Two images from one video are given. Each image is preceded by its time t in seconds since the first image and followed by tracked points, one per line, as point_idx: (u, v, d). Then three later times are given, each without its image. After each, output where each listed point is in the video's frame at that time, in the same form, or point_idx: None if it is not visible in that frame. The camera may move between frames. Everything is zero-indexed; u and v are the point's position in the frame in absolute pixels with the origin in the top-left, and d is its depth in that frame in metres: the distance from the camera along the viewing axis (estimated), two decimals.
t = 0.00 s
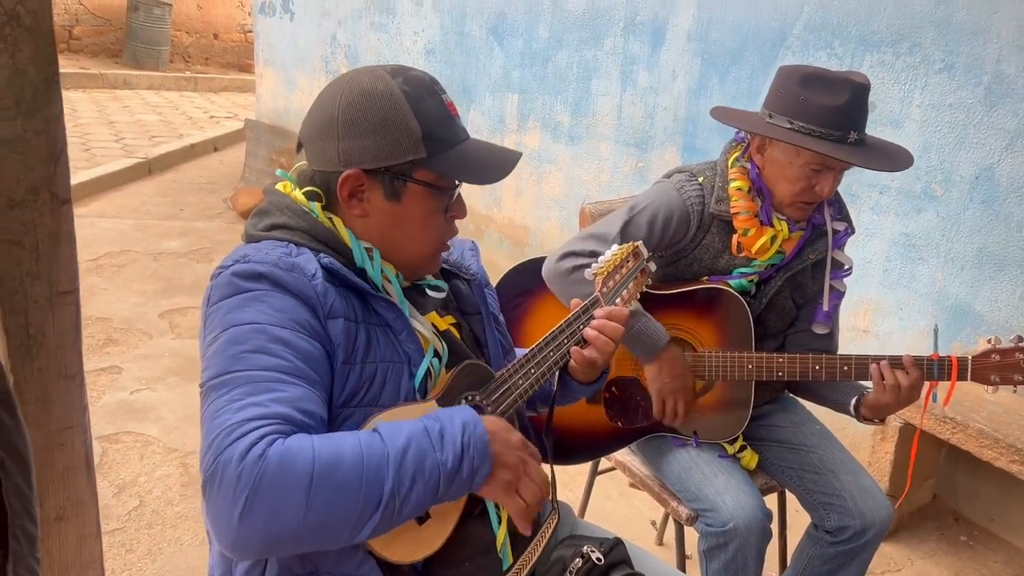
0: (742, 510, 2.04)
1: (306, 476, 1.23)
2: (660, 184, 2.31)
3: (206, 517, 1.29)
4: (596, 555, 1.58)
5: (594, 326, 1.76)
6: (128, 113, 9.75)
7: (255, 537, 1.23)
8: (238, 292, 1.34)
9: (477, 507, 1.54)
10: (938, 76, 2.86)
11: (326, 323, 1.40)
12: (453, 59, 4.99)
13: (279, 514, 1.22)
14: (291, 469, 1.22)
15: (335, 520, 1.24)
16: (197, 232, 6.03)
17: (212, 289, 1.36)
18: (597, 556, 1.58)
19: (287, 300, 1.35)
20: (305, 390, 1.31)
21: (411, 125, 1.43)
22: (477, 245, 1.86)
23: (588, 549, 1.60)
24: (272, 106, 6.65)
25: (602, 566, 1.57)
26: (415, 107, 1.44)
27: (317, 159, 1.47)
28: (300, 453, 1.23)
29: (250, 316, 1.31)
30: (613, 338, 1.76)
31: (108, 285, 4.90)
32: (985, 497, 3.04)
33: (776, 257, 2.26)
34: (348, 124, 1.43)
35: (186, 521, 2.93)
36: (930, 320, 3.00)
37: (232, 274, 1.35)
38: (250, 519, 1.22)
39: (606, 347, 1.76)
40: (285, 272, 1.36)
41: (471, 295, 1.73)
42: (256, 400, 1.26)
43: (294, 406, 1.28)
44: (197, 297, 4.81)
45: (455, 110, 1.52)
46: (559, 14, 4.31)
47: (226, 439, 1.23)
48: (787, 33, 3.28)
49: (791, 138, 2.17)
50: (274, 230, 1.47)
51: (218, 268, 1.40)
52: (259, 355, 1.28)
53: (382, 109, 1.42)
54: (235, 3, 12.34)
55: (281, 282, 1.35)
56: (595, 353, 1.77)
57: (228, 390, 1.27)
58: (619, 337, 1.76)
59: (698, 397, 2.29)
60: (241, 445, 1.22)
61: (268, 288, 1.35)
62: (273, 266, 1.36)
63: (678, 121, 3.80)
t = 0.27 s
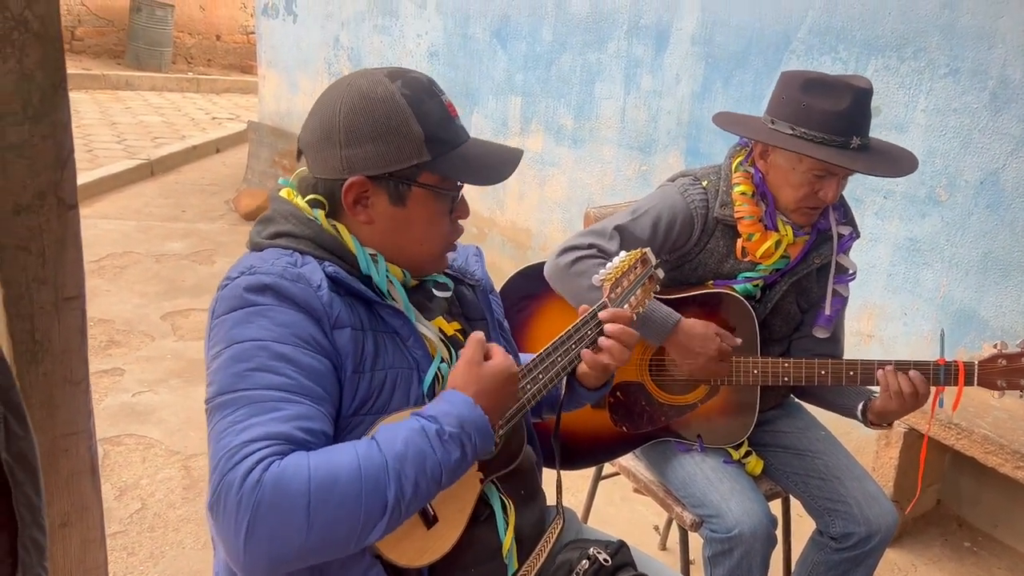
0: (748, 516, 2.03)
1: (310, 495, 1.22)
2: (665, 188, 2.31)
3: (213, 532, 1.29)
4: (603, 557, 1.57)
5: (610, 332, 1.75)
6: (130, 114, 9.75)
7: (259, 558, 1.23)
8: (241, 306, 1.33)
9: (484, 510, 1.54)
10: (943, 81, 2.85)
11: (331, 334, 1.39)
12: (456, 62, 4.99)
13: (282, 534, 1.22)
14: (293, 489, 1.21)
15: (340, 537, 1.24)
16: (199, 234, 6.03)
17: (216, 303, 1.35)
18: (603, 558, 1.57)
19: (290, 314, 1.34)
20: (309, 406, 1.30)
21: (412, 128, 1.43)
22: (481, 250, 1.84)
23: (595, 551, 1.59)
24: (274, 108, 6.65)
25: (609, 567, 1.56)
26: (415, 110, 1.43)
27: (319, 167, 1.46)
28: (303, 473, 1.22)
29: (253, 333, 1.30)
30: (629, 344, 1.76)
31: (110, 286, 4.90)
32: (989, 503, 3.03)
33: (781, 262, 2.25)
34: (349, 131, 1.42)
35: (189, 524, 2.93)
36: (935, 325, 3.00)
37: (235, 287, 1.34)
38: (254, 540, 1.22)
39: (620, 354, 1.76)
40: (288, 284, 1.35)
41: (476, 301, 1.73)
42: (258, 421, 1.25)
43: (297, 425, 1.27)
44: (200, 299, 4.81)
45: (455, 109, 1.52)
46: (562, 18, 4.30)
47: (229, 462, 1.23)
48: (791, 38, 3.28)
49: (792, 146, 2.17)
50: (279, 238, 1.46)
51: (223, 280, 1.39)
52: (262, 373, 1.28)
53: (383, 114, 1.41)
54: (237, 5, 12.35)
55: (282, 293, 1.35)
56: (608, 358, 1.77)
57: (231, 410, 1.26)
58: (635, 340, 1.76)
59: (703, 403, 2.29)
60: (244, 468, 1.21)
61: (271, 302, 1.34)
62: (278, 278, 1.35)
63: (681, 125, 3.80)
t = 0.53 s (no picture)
0: (748, 518, 2.03)
1: (312, 500, 1.22)
2: (665, 190, 2.30)
3: (212, 538, 1.29)
4: (601, 560, 1.57)
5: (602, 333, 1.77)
6: (130, 113, 9.75)
7: (261, 562, 1.22)
8: (241, 309, 1.32)
9: (484, 514, 1.53)
10: (944, 82, 2.85)
11: (330, 338, 1.38)
12: (456, 62, 4.98)
13: (285, 538, 1.22)
14: (296, 493, 1.21)
15: (341, 542, 1.23)
16: (199, 233, 6.02)
17: (216, 306, 1.34)
18: (602, 561, 1.57)
19: (290, 318, 1.33)
20: (309, 411, 1.30)
21: (406, 127, 1.42)
22: (480, 251, 1.82)
23: (594, 554, 1.59)
24: (274, 107, 6.65)
25: (608, 571, 1.56)
26: (408, 109, 1.43)
27: (315, 171, 1.46)
28: (305, 477, 1.22)
29: (253, 336, 1.30)
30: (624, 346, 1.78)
31: (109, 285, 4.89)
32: (988, 506, 3.03)
33: (781, 264, 2.25)
34: (343, 134, 1.42)
35: (187, 524, 2.92)
36: (935, 327, 2.99)
37: (235, 291, 1.34)
38: (256, 544, 1.22)
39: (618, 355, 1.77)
40: (288, 288, 1.35)
41: (475, 303, 1.72)
42: (259, 425, 1.25)
43: (298, 429, 1.27)
44: (199, 298, 4.80)
45: (447, 106, 1.51)
46: (563, 18, 4.30)
47: (230, 466, 1.22)
48: (792, 39, 3.27)
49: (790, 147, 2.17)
50: (277, 240, 1.46)
51: (222, 283, 1.38)
52: (262, 377, 1.27)
53: (376, 114, 1.41)
54: (237, 4, 12.35)
55: (282, 296, 1.34)
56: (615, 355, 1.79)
57: (231, 413, 1.26)
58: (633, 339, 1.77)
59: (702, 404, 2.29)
60: (246, 472, 1.21)
61: (271, 305, 1.33)
62: (277, 282, 1.35)
63: (681, 126, 3.80)
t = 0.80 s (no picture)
0: (742, 516, 2.03)
1: (306, 496, 1.22)
2: (662, 189, 2.30)
3: (204, 533, 1.28)
4: (597, 562, 1.58)
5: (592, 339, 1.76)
6: (127, 111, 9.73)
7: (254, 557, 1.22)
8: (237, 303, 1.33)
9: (477, 510, 1.54)
10: (940, 83, 2.86)
11: (325, 333, 1.39)
12: (454, 61, 4.98)
13: (278, 534, 1.21)
14: (290, 488, 1.21)
15: (335, 540, 1.23)
16: (196, 232, 6.02)
17: (211, 299, 1.34)
18: (597, 563, 1.57)
19: (286, 313, 1.33)
20: (304, 405, 1.30)
21: (402, 122, 1.42)
22: (476, 249, 1.83)
23: (589, 555, 1.59)
24: (271, 106, 6.64)
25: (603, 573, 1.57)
26: (403, 104, 1.43)
27: (311, 170, 1.46)
28: (299, 472, 1.22)
29: (248, 330, 1.30)
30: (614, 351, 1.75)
31: (106, 283, 4.88)
32: (983, 505, 3.03)
33: (777, 263, 2.25)
34: (339, 132, 1.42)
35: (183, 522, 2.92)
36: (930, 326, 3.00)
37: (231, 284, 1.34)
38: (249, 539, 1.22)
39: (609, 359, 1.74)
40: (285, 282, 1.35)
41: (470, 301, 1.73)
42: (254, 418, 1.25)
43: (292, 424, 1.27)
44: (196, 297, 4.80)
45: (441, 101, 1.51)
46: (560, 18, 4.30)
47: (224, 459, 1.22)
48: (789, 39, 3.28)
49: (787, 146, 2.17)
50: (271, 236, 1.46)
51: (217, 276, 1.39)
52: (258, 371, 1.27)
53: (371, 111, 1.41)
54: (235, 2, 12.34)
55: (278, 290, 1.34)
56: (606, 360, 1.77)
57: (226, 406, 1.26)
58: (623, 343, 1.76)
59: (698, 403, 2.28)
60: (240, 466, 1.21)
61: (267, 300, 1.34)
62: (273, 275, 1.35)
63: (679, 125, 3.80)
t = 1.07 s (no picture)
0: (731, 512, 2.04)
1: (293, 494, 1.22)
2: (652, 187, 2.31)
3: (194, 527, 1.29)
4: (584, 557, 1.58)
5: (588, 331, 1.77)
6: (121, 108, 9.71)
7: (241, 554, 1.23)
8: (226, 298, 1.33)
9: (466, 505, 1.54)
10: (930, 82, 2.87)
11: (315, 328, 1.39)
12: (448, 59, 4.99)
13: (265, 530, 1.22)
14: (278, 486, 1.22)
15: (322, 537, 1.24)
16: (189, 229, 6.01)
17: (202, 294, 1.35)
18: (585, 557, 1.58)
19: (275, 309, 1.34)
20: (293, 401, 1.30)
21: (400, 119, 1.43)
22: (465, 245, 1.84)
23: (577, 550, 1.60)
24: (265, 103, 6.64)
25: (591, 567, 1.58)
26: (401, 101, 1.44)
27: (308, 168, 1.46)
28: (287, 471, 1.23)
29: (237, 326, 1.30)
30: (608, 343, 1.76)
31: (98, 281, 4.88)
32: (972, 503, 3.05)
33: (766, 261, 2.26)
34: (336, 128, 1.42)
35: (174, 519, 2.92)
36: (920, 324, 3.02)
37: (221, 280, 1.34)
38: (236, 536, 1.22)
39: (604, 351, 1.76)
40: (274, 276, 1.36)
41: (459, 296, 1.73)
42: (242, 415, 1.25)
43: (280, 420, 1.27)
44: (189, 294, 4.80)
45: (437, 99, 1.52)
46: (554, 16, 4.31)
47: (212, 456, 1.23)
48: (781, 38, 3.29)
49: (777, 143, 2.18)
50: (261, 230, 1.47)
51: (208, 271, 1.39)
52: (247, 367, 1.28)
53: (369, 107, 1.42)
54: None
55: (267, 285, 1.35)
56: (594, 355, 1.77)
57: (215, 402, 1.26)
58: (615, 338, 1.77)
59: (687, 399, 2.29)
60: (228, 463, 1.22)
61: (256, 295, 1.34)
62: (263, 270, 1.35)
63: (671, 124, 3.81)
